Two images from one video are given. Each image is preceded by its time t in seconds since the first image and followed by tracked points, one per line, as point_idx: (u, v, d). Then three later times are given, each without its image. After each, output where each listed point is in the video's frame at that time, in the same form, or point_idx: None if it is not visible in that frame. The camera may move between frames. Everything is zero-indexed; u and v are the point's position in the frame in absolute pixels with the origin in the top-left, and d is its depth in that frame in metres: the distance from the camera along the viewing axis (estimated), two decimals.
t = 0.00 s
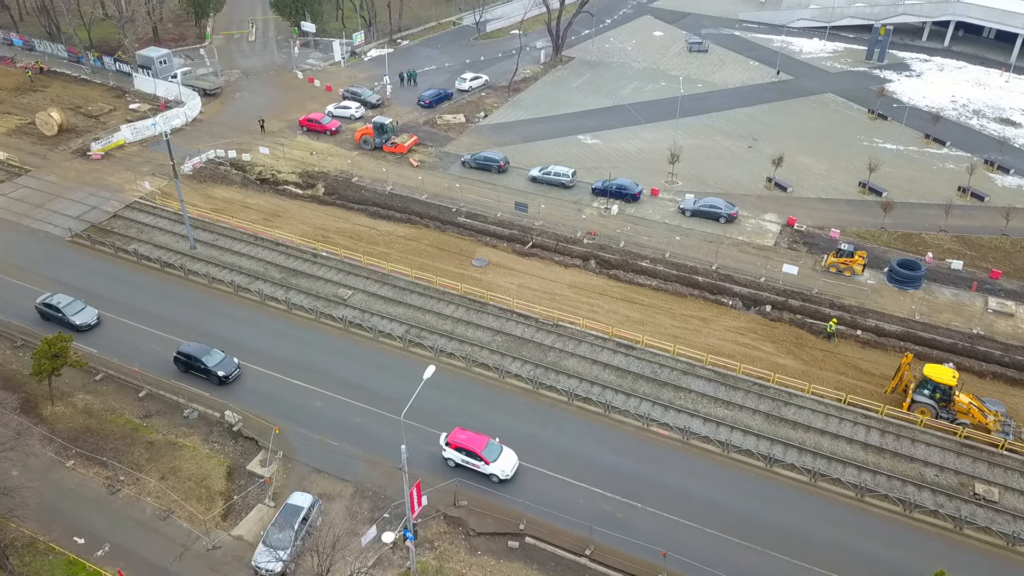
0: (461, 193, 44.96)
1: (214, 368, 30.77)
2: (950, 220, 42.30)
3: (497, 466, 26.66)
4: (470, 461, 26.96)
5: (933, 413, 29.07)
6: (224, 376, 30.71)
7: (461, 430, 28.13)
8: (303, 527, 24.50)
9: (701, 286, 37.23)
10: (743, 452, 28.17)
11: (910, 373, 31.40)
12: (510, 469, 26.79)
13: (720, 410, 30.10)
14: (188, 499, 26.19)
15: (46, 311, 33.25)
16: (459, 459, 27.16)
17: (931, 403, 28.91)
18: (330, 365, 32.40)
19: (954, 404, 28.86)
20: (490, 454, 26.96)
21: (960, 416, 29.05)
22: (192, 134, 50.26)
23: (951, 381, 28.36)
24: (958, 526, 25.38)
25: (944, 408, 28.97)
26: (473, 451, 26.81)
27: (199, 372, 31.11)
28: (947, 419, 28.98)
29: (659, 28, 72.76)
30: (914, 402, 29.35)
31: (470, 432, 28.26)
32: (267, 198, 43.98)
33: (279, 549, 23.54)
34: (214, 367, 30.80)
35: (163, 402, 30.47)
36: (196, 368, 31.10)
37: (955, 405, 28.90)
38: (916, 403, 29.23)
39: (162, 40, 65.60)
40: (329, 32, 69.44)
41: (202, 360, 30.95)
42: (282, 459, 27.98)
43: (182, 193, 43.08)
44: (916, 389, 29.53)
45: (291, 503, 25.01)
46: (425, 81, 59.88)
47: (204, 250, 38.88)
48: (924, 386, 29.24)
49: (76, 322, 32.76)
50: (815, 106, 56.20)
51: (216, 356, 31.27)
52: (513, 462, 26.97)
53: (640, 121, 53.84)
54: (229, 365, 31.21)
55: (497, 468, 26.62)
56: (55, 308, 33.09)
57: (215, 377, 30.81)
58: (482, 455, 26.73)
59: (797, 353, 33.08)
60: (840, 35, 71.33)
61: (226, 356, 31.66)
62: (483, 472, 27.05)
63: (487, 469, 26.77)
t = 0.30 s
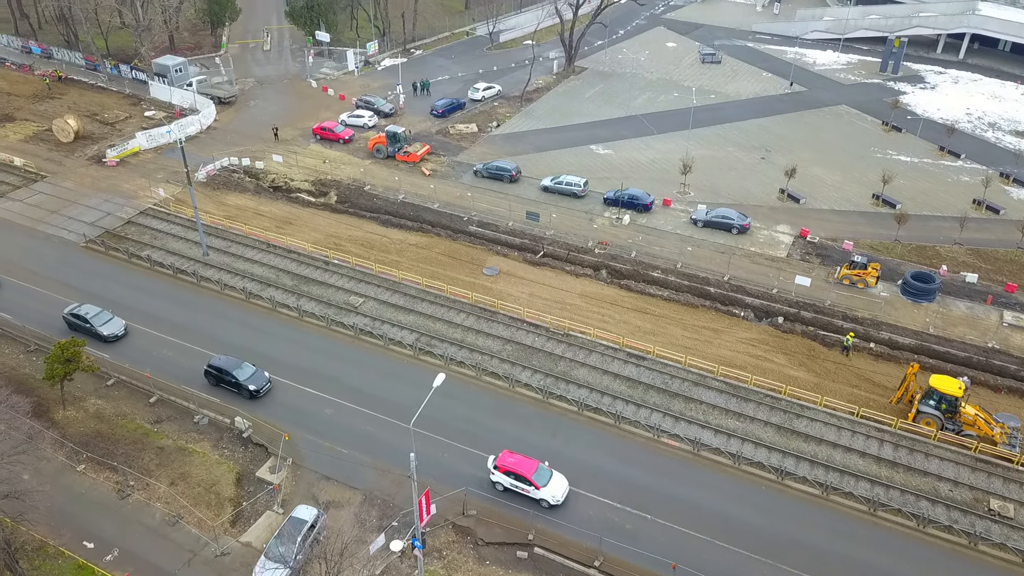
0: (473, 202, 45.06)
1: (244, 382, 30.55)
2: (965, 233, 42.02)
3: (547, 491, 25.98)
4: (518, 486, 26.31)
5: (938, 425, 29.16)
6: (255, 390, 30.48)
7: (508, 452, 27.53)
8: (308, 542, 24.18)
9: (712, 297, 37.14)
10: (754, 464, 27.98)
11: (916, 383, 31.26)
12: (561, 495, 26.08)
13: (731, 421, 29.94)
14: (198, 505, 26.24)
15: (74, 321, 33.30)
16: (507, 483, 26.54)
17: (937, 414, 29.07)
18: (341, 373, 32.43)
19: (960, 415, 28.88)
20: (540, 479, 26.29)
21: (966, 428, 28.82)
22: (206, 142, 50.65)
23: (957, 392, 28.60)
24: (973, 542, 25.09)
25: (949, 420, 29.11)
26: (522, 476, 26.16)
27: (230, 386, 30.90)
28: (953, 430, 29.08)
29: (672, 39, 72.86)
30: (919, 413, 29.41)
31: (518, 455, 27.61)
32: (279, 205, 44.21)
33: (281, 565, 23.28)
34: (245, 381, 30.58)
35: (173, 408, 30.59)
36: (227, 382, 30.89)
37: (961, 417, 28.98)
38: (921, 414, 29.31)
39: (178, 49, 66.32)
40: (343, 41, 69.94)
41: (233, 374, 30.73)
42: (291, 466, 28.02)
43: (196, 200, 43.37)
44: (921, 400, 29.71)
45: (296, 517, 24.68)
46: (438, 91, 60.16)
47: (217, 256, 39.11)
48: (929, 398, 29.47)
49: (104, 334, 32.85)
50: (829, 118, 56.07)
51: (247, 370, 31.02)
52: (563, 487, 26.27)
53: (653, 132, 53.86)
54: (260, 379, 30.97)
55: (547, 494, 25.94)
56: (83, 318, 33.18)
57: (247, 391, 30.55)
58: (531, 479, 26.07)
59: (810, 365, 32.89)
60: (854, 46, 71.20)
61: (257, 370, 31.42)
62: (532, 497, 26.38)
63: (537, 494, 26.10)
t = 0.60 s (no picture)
0: (485, 211, 45.13)
1: (276, 397, 30.24)
2: (980, 245, 41.74)
3: (602, 519, 25.15)
4: (572, 513, 25.54)
5: (944, 436, 28.87)
6: (287, 405, 30.14)
7: (561, 478, 26.79)
8: (309, 556, 23.78)
9: (724, 307, 37.01)
10: (765, 476, 27.78)
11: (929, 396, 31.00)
12: (616, 523, 25.22)
13: (742, 433, 29.77)
14: (206, 510, 26.27)
15: (101, 333, 33.36)
16: (560, 509, 25.78)
17: (942, 426, 28.76)
18: (351, 380, 32.45)
19: (966, 427, 28.58)
20: (594, 506, 25.50)
21: (972, 439, 28.68)
22: (220, 149, 51.02)
23: (963, 404, 28.15)
24: (988, 558, 24.78)
25: (955, 431, 28.79)
26: (576, 503, 25.40)
27: (262, 401, 30.62)
28: (959, 441, 28.85)
29: (684, 50, 72.95)
30: (924, 424, 29.10)
31: (572, 481, 26.86)
32: (292, 213, 44.41)
33: None
34: (276, 396, 30.26)
35: (184, 413, 30.69)
36: (258, 396, 30.60)
37: (967, 428, 28.65)
38: (927, 424, 29.09)
39: (194, 57, 67.05)
40: (357, 50, 70.37)
41: (265, 389, 30.43)
42: (300, 473, 28.04)
43: (209, 207, 43.66)
44: (927, 411, 29.35)
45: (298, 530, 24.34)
46: (450, 100, 60.40)
47: (229, 263, 39.30)
48: (935, 409, 29.07)
49: (130, 343, 32.81)
50: (842, 129, 55.93)
51: (279, 385, 30.75)
52: (619, 514, 25.42)
53: (665, 142, 53.86)
54: (292, 394, 30.65)
55: (602, 522, 25.11)
56: (110, 329, 33.21)
57: (278, 406, 30.27)
58: (586, 507, 25.29)
59: (822, 377, 32.67)
60: (868, 58, 71.04)
61: (288, 385, 31.10)
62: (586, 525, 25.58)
63: (592, 522, 25.30)
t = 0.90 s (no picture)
0: (496, 220, 45.18)
1: (310, 413, 29.89)
2: (995, 258, 41.44)
3: (662, 550, 24.40)
4: (630, 542, 24.77)
5: (950, 447, 28.74)
6: (320, 422, 29.79)
7: (616, 507, 26.02)
8: (309, 571, 23.57)
9: (736, 318, 36.87)
10: (777, 489, 27.58)
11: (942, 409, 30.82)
12: (676, 554, 24.46)
13: (754, 445, 29.59)
14: (216, 516, 26.31)
15: (128, 344, 33.35)
16: (618, 539, 25.01)
17: (949, 436, 28.63)
18: (362, 388, 32.47)
19: (973, 438, 28.56)
20: (654, 536, 24.74)
21: (978, 450, 28.61)
22: (233, 157, 51.37)
23: (969, 414, 28.27)
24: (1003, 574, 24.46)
25: (962, 442, 28.70)
26: (635, 532, 24.63)
27: (295, 416, 30.26)
28: (965, 452, 28.70)
29: (697, 61, 73.01)
30: (931, 435, 28.96)
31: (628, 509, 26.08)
32: (304, 220, 44.60)
33: None
34: (310, 412, 29.91)
35: (194, 419, 30.78)
36: (291, 412, 30.25)
37: (974, 439, 28.59)
38: (934, 435, 28.84)
39: (209, 66, 67.70)
40: (371, 60, 70.79)
41: (298, 405, 30.09)
42: (310, 480, 28.06)
43: (223, 214, 43.92)
44: (933, 422, 29.29)
45: (296, 549, 24.04)
46: (463, 109, 60.65)
47: (241, 270, 39.50)
48: (941, 419, 29.07)
49: (157, 356, 32.71)
50: (856, 141, 55.76)
51: (312, 401, 30.43)
52: (679, 545, 24.68)
53: (677, 152, 53.85)
54: (326, 411, 30.31)
55: (663, 552, 24.37)
56: (137, 340, 33.20)
57: (311, 422, 29.91)
58: (646, 537, 24.53)
59: (835, 390, 32.45)
60: (882, 70, 70.89)
61: (321, 401, 30.75)
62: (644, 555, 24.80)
63: (651, 553, 24.52)
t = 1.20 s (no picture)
0: (508, 229, 45.24)
1: (344, 431, 29.43)
2: (1011, 271, 41.11)
3: None
4: None
5: (957, 458, 28.57)
6: (355, 439, 29.29)
7: (678, 538, 25.31)
8: None
9: (748, 329, 36.74)
10: (788, 501, 27.37)
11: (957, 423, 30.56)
12: None
13: (765, 457, 29.41)
14: (225, 523, 26.38)
15: (155, 355, 33.22)
16: (680, 571, 24.22)
17: (956, 448, 28.48)
18: (372, 396, 32.51)
19: (980, 449, 28.39)
20: (717, 569, 23.92)
21: (985, 462, 28.43)
22: (247, 164, 51.73)
23: (976, 426, 27.96)
24: None
25: (969, 454, 28.50)
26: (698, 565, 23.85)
27: (329, 434, 29.84)
28: (972, 464, 28.50)
29: (710, 71, 73.06)
30: (937, 446, 28.88)
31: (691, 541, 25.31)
32: (316, 228, 44.81)
33: None
34: (345, 430, 29.45)
35: (205, 425, 30.89)
36: (326, 429, 29.83)
37: (981, 451, 28.44)
38: (941, 446, 28.72)
39: (224, 74, 68.32)
40: (384, 69, 71.24)
41: (332, 422, 29.67)
42: (319, 487, 28.07)
43: (236, 221, 44.19)
44: (940, 432, 29.07)
45: (298, 566, 23.66)
46: (475, 119, 60.89)
47: (253, 277, 39.70)
48: (948, 430, 28.80)
49: (185, 368, 32.60)
50: (870, 152, 55.57)
51: (347, 418, 29.95)
52: None
53: (690, 163, 53.81)
54: (360, 428, 29.80)
55: None
56: (164, 352, 33.06)
57: (346, 440, 29.44)
58: (709, 570, 23.73)
59: (848, 402, 32.23)
60: (896, 81, 70.69)
61: (356, 418, 30.29)
62: None
63: None
